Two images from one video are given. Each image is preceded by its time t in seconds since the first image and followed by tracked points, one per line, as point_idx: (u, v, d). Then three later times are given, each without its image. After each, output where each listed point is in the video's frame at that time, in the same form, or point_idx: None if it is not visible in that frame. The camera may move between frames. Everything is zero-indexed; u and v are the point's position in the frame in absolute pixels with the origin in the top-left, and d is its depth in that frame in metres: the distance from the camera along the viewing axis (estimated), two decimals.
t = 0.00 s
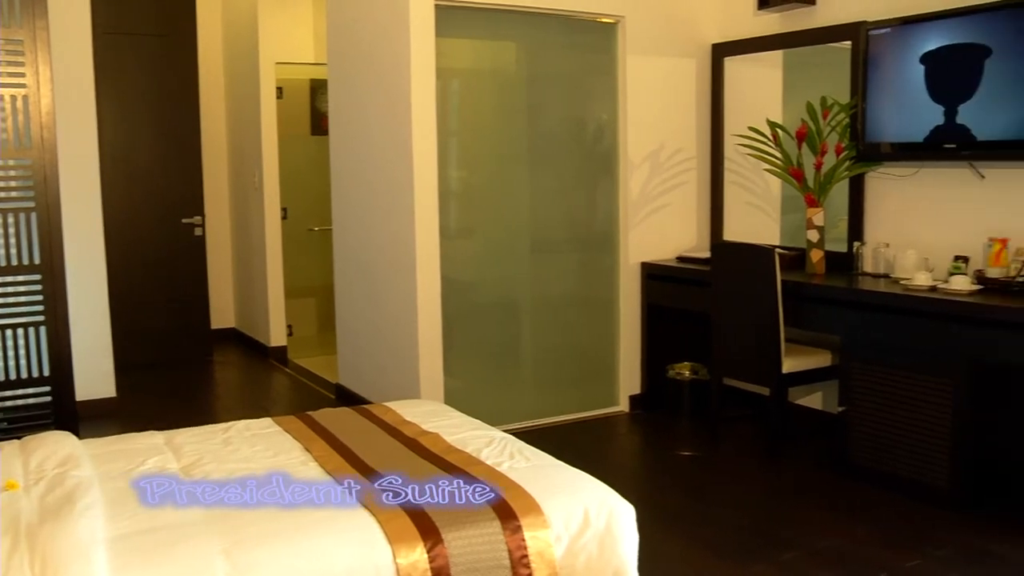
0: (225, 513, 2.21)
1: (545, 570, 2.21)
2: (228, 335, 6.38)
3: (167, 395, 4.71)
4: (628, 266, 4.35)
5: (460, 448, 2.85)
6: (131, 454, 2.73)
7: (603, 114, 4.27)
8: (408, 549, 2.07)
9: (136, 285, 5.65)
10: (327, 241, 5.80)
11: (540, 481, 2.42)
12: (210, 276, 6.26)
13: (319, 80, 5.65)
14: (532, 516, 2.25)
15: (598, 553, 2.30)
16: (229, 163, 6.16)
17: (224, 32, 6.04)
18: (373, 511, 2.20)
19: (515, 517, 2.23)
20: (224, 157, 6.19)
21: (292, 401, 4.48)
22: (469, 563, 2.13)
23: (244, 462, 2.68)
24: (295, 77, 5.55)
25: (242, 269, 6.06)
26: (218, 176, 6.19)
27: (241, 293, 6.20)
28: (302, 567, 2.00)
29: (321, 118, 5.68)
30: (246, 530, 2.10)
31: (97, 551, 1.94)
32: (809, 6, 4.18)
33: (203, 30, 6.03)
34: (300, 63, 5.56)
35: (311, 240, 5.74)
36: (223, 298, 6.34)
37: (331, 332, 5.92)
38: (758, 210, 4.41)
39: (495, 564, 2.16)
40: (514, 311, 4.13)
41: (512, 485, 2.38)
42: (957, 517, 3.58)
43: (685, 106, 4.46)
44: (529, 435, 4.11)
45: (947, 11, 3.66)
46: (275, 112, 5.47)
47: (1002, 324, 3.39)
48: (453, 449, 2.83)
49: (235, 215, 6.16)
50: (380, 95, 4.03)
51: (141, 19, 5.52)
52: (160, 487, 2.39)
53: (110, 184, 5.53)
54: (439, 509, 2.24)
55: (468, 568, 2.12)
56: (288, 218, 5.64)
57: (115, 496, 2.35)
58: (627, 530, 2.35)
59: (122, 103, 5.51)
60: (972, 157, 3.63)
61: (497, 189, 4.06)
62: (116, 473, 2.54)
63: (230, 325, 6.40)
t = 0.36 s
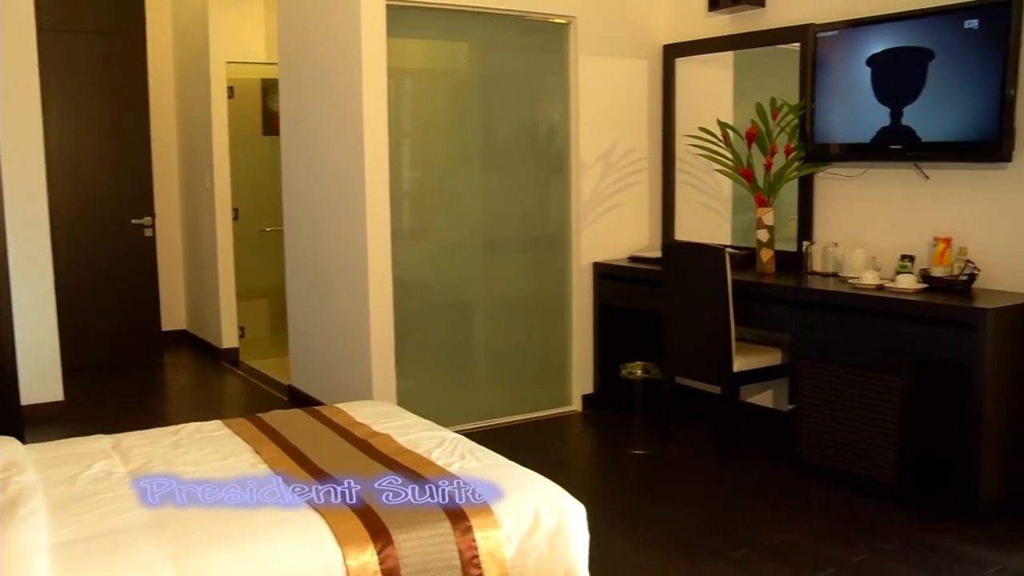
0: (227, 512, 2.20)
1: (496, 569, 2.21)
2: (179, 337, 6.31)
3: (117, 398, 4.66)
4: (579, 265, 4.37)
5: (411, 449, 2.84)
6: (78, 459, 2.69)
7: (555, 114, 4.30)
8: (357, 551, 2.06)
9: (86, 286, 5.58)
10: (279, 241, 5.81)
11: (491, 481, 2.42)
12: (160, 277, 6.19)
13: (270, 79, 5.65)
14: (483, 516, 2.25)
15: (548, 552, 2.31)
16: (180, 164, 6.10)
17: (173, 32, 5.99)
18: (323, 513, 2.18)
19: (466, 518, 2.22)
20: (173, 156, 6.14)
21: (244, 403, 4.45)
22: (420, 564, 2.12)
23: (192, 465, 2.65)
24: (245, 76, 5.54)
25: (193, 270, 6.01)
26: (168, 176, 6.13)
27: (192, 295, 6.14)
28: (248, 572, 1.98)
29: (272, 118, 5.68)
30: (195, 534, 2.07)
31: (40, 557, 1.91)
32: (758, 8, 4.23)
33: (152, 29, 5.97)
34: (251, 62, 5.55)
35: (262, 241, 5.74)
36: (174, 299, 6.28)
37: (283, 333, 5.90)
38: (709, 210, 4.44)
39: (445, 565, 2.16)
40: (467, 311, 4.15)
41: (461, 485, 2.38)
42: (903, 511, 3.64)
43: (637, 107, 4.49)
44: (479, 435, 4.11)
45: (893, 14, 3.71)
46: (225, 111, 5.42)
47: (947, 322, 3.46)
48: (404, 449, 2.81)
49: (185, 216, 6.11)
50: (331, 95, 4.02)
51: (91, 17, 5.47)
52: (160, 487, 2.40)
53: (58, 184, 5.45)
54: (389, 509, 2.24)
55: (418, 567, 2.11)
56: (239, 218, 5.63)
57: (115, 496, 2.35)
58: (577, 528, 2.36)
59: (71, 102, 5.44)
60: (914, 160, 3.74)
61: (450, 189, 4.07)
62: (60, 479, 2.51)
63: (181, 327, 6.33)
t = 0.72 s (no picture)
0: (211, 513, 2.20)
1: (452, 571, 2.21)
2: (134, 339, 6.25)
3: (70, 401, 4.61)
4: (536, 266, 4.41)
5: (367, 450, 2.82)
6: (25, 463, 2.66)
7: (511, 114, 4.32)
8: (311, 553, 2.05)
9: (39, 287, 5.52)
10: (236, 241, 5.75)
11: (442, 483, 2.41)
12: (115, 278, 6.13)
13: (226, 79, 5.60)
14: (437, 517, 2.25)
15: (504, 552, 2.30)
16: (135, 164, 6.06)
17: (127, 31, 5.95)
18: (277, 515, 2.17)
19: (421, 518, 2.22)
20: (128, 157, 6.09)
21: (200, 406, 4.43)
22: (376, 565, 2.12)
23: (145, 469, 2.61)
24: (201, 76, 5.47)
25: (149, 272, 5.97)
26: (122, 177, 6.08)
27: (147, 296, 6.09)
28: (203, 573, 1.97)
29: (228, 118, 5.65)
30: (147, 537, 2.05)
31: None
32: (713, 10, 4.27)
33: (106, 28, 5.93)
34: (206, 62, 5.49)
35: (218, 242, 5.67)
36: (130, 301, 6.22)
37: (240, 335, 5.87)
38: (665, 210, 4.47)
39: (400, 566, 2.16)
40: (424, 311, 4.16)
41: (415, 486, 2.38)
42: (855, 507, 3.68)
43: (593, 107, 4.53)
44: (435, 436, 4.12)
45: (845, 16, 3.75)
46: (179, 111, 5.38)
47: (898, 320, 3.50)
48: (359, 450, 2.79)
49: (140, 217, 6.06)
50: (286, 95, 4.02)
51: (44, 15, 5.42)
52: (160, 487, 2.40)
53: (9, 183, 5.39)
54: (344, 509, 2.24)
55: (374, 567, 2.11)
56: (195, 219, 5.59)
57: (116, 494, 2.36)
58: (531, 528, 2.37)
59: (23, 100, 5.38)
60: (866, 159, 3.77)
61: (406, 190, 4.07)
62: (7, 483, 2.48)
63: (136, 329, 6.27)
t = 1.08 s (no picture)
0: (173, 515, 2.19)
1: (414, 572, 2.20)
2: (95, 341, 6.19)
3: (29, 404, 4.56)
4: (498, 266, 4.41)
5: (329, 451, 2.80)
6: None
7: (474, 114, 4.33)
8: (272, 556, 2.04)
9: None
10: (197, 243, 5.76)
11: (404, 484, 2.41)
12: (74, 279, 6.07)
13: (187, 78, 5.63)
14: (399, 518, 2.24)
15: (465, 552, 2.30)
16: (94, 164, 6.01)
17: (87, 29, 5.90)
18: (237, 518, 2.16)
19: (382, 519, 2.22)
20: (87, 156, 6.04)
21: (162, 408, 4.40)
22: (337, 567, 2.11)
23: (103, 472, 2.58)
24: (161, 74, 5.49)
25: (109, 272, 5.92)
26: (82, 176, 6.03)
27: (108, 297, 6.03)
28: None
29: (190, 118, 5.67)
30: (107, 540, 2.04)
31: None
32: (676, 10, 4.29)
33: (65, 26, 5.87)
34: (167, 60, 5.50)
35: (179, 243, 5.68)
36: (90, 302, 6.16)
37: (203, 336, 5.84)
38: (628, 210, 4.48)
39: (362, 567, 2.15)
40: (387, 311, 4.16)
41: (378, 488, 2.38)
42: (816, 505, 3.71)
43: (556, 107, 4.54)
44: (398, 437, 4.11)
45: (806, 18, 3.79)
46: (139, 109, 5.33)
47: (857, 318, 3.53)
48: (320, 453, 2.77)
49: (100, 217, 6.01)
50: (248, 94, 4.00)
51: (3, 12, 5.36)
52: (160, 488, 2.40)
53: None
54: (304, 509, 2.24)
55: (335, 568, 2.10)
56: (156, 220, 5.56)
57: (115, 494, 2.36)
58: (493, 530, 2.37)
59: None
60: (827, 159, 3.80)
61: (370, 190, 4.07)
62: None
63: (97, 331, 6.21)
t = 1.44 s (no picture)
0: (137, 518, 2.18)
1: (378, 572, 2.21)
2: (57, 343, 6.12)
3: None
4: (463, 267, 4.41)
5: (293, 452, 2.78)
6: None
7: (439, 115, 4.33)
8: (236, 558, 2.05)
9: None
10: (161, 243, 5.73)
11: (369, 483, 2.41)
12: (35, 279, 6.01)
13: (150, 78, 5.60)
14: (363, 519, 2.25)
15: (430, 553, 2.32)
16: (56, 163, 5.96)
17: (48, 28, 5.85)
18: (200, 521, 2.16)
19: (346, 521, 2.22)
20: (48, 156, 5.99)
21: (126, 411, 4.36)
22: (300, 569, 2.12)
23: (62, 476, 2.56)
24: (124, 73, 5.46)
25: (71, 273, 5.86)
26: (43, 176, 5.98)
27: (70, 298, 5.97)
28: None
29: (153, 118, 5.64)
30: (69, 542, 2.03)
31: None
32: (641, 11, 4.31)
33: (26, 24, 5.81)
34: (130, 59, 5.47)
35: (143, 244, 5.64)
36: (52, 303, 6.10)
37: (167, 337, 5.80)
38: (593, 209, 4.50)
39: (326, 568, 2.16)
40: (352, 312, 4.15)
41: (343, 488, 2.38)
42: (781, 502, 3.73)
43: (522, 107, 4.55)
44: (364, 438, 4.10)
45: (769, 20, 3.83)
46: (101, 109, 5.30)
47: (820, 317, 3.55)
48: (284, 453, 2.75)
49: (62, 217, 5.96)
50: (211, 94, 3.97)
51: None
52: (158, 490, 2.41)
53: None
54: (268, 510, 2.24)
55: (299, 570, 2.11)
56: (119, 220, 5.52)
57: (73, 498, 2.34)
58: (458, 531, 2.38)
59: None
60: (790, 159, 3.83)
61: (335, 190, 4.06)
62: None
63: (59, 333, 6.14)
